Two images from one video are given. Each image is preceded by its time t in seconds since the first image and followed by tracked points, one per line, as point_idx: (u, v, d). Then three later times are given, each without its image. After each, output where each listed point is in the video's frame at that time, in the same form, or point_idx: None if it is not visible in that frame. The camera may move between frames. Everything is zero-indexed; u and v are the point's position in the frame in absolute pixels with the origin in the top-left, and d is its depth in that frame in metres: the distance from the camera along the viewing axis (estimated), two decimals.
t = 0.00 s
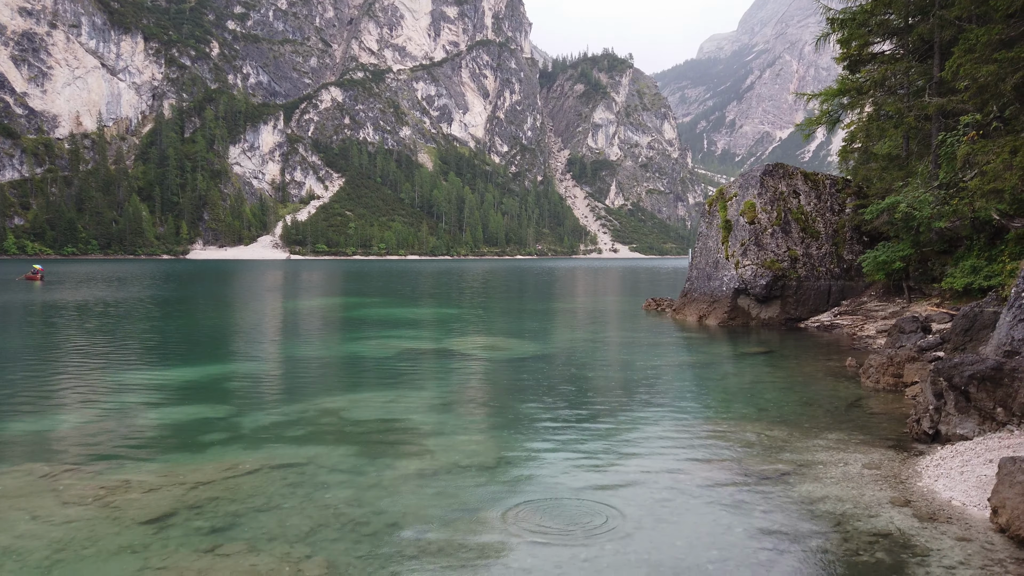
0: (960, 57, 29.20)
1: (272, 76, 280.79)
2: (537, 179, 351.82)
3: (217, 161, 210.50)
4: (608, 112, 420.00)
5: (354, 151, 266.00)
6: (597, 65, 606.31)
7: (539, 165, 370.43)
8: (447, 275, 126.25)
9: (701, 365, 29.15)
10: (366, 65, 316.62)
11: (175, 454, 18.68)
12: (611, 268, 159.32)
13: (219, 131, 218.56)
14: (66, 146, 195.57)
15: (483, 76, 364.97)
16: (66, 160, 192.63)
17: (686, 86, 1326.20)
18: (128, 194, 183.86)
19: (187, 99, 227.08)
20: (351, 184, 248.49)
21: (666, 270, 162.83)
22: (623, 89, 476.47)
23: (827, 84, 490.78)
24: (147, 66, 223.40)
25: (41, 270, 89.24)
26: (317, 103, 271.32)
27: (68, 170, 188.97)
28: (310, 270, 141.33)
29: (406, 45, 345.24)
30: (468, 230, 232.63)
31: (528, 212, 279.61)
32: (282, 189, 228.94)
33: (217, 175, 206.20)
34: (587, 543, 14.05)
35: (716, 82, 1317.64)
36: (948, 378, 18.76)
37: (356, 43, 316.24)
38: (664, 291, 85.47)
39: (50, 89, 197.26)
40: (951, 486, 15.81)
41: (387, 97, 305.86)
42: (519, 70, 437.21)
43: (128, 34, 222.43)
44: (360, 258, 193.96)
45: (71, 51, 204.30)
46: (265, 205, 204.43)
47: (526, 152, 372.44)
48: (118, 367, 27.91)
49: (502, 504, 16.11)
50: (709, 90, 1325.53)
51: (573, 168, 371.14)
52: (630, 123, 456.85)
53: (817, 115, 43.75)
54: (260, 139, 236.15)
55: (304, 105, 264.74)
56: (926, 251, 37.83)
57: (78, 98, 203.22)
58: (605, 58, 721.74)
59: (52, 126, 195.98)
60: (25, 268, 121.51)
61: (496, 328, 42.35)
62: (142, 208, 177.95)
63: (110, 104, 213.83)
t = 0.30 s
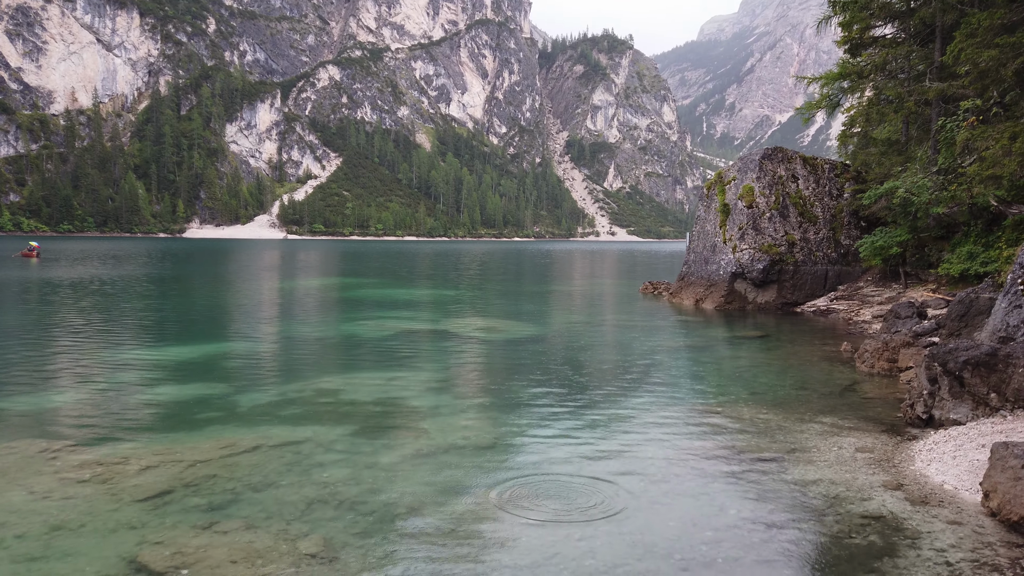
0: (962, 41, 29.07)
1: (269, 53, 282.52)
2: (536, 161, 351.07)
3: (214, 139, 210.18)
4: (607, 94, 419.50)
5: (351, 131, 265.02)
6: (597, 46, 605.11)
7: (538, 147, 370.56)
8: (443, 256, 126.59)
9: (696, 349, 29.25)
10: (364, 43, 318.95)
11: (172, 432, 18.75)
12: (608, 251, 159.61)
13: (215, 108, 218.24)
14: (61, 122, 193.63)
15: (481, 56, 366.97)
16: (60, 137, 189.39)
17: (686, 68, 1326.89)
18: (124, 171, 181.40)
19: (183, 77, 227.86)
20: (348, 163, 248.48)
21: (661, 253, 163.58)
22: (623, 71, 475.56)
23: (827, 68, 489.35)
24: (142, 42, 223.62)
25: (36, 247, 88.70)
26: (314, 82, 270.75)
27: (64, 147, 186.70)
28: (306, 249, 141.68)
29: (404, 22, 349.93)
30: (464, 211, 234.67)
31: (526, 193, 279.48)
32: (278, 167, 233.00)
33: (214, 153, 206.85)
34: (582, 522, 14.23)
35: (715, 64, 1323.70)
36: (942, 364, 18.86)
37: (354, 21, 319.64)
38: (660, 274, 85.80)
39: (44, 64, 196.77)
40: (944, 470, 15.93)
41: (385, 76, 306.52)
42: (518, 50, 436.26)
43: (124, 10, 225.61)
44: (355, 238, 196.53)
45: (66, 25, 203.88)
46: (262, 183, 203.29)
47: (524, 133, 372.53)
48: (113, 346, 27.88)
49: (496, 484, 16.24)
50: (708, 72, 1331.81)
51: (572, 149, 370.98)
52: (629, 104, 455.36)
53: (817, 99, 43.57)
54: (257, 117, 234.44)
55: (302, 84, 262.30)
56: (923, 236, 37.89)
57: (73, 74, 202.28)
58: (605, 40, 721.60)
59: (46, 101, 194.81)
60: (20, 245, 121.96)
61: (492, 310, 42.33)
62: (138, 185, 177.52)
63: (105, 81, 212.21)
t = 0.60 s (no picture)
0: (980, 24, 28.62)
1: (281, 38, 285.74)
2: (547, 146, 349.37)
3: (226, 125, 210.65)
4: (619, 78, 417.15)
5: (363, 116, 263.67)
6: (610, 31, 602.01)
7: (550, 132, 369.61)
8: (455, 242, 126.80)
9: (708, 335, 29.15)
10: (376, 28, 320.39)
11: (189, 416, 18.94)
12: (619, 238, 158.87)
13: (227, 94, 219.06)
14: (75, 108, 194.70)
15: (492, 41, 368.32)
16: (75, 122, 191.50)
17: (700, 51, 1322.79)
18: (138, 156, 184.73)
19: (196, 61, 232.47)
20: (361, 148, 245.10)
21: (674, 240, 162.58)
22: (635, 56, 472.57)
23: (844, 51, 480.80)
24: (154, 27, 227.34)
25: (52, 233, 89.07)
26: (326, 67, 270.83)
27: (79, 132, 187.02)
28: (318, 235, 142.22)
29: (415, 8, 352.33)
30: (477, 196, 233.48)
31: (537, 178, 278.39)
32: (290, 153, 231.96)
33: (227, 138, 206.34)
34: (594, 506, 14.32)
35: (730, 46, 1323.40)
36: (957, 351, 18.69)
37: (365, 6, 322.33)
38: (673, 260, 85.36)
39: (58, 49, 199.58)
40: (958, 457, 15.84)
41: (397, 61, 307.11)
42: (529, 35, 435.69)
43: None
44: (367, 224, 197.56)
45: (79, 11, 206.49)
46: (273, 169, 204.09)
47: (536, 118, 371.85)
48: (129, 330, 28.11)
49: (509, 468, 16.36)
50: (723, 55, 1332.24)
51: (584, 135, 369.09)
52: (642, 89, 450.98)
53: (832, 83, 43.04)
54: (269, 102, 234.83)
55: (313, 70, 263.35)
56: (939, 223, 37.50)
57: (86, 59, 204.93)
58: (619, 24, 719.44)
59: (61, 87, 197.28)
60: (36, 230, 123.36)
61: (503, 296, 42.35)
62: (152, 171, 178.56)
63: (119, 66, 215.53)
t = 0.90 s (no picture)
0: None
1: (310, 23, 294.55)
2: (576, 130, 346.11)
3: (257, 110, 212.83)
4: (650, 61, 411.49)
5: (392, 101, 264.05)
6: (641, 13, 594.89)
7: (580, 115, 367.33)
8: (484, 227, 126.98)
9: (740, 320, 28.88)
10: (405, 13, 321.87)
11: (225, 396, 19.36)
12: (651, 224, 156.69)
13: (258, 80, 224.51)
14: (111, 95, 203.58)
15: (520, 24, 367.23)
16: (111, 109, 198.40)
17: (732, 32, 1308.66)
18: (172, 142, 188.62)
19: (226, 46, 240.54)
20: (390, 133, 246.47)
21: (710, 224, 159.61)
22: (666, 37, 465.19)
23: (885, 28, 463.83)
24: (185, 15, 238.45)
25: (90, 218, 91.33)
26: (355, 52, 271.80)
27: (114, 119, 193.16)
28: (348, 220, 143.07)
29: None
30: (505, 180, 231.56)
31: (565, 163, 275.57)
32: (321, 139, 229.66)
33: (258, 124, 209.30)
34: (624, 489, 14.35)
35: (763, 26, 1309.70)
36: (998, 336, 18.27)
37: None
38: (705, 245, 84.42)
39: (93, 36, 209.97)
40: (997, 445, 15.49)
41: (425, 45, 308.21)
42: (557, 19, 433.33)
43: None
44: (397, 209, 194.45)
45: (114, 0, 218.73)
46: (305, 155, 203.71)
47: (566, 102, 370.56)
48: (166, 313, 28.77)
49: (539, 450, 16.41)
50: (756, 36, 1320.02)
51: (614, 119, 365.66)
52: (673, 71, 442.71)
53: (869, 64, 42.09)
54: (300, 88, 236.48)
55: (342, 55, 265.01)
56: (978, 206, 36.68)
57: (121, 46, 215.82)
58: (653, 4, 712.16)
59: (97, 74, 206.25)
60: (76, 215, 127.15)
61: (532, 281, 42.38)
62: (186, 157, 181.79)
63: (152, 53, 227.13)
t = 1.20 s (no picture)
0: None
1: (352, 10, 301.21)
2: (616, 115, 342.22)
3: (300, 97, 215.59)
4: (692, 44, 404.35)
5: (432, 87, 264.88)
6: None
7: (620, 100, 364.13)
8: (522, 213, 127.22)
9: (783, 308, 28.39)
10: None
11: (270, 379, 19.78)
12: (693, 210, 154.19)
13: (301, 67, 227.56)
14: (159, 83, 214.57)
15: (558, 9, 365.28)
16: (159, 96, 209.37)
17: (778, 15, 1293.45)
18: (217, 129, 193.99)
19: (268, 34, 250.55)
20: (429, 120, 246.50)
21: (757, 210, 156.09)
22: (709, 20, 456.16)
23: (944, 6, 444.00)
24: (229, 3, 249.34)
25: (140, 203, 93.75)
26: (396, 38, 273.50)
27: (162, 107, 203.46)
28: (389, 206, 144.18)
29: None
30: (544, 166, 229.82)
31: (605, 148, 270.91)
32: (362, 125, 232.63)
33: (301, 111, 212.49)
34: (667, 476, 14.28)
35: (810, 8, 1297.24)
36: None
37: None
38: (747, 232, 83.14)
39: (141, 26, 224.76)
40: None
41: (465, 31, 309.60)
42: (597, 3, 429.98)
43: None
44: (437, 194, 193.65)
45: None
46: (346, 140, 205.77)
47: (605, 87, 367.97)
48: (212, 297, 29.43)
49: (578, 438, 16.44)
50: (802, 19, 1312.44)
51: (655, 103, 361.24)
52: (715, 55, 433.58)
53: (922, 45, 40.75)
54: (342, 75, 238.26)
55: (383, 41, 267.21)
56: None
57: (168, 34, 230.14)
58: None
59: (145, 62, 220.02)
60: (126, 201, 131.27)
61: (572, 267, 42.29)
62: (231, 144, 185.77)
63: (199, 41, 238.06)
